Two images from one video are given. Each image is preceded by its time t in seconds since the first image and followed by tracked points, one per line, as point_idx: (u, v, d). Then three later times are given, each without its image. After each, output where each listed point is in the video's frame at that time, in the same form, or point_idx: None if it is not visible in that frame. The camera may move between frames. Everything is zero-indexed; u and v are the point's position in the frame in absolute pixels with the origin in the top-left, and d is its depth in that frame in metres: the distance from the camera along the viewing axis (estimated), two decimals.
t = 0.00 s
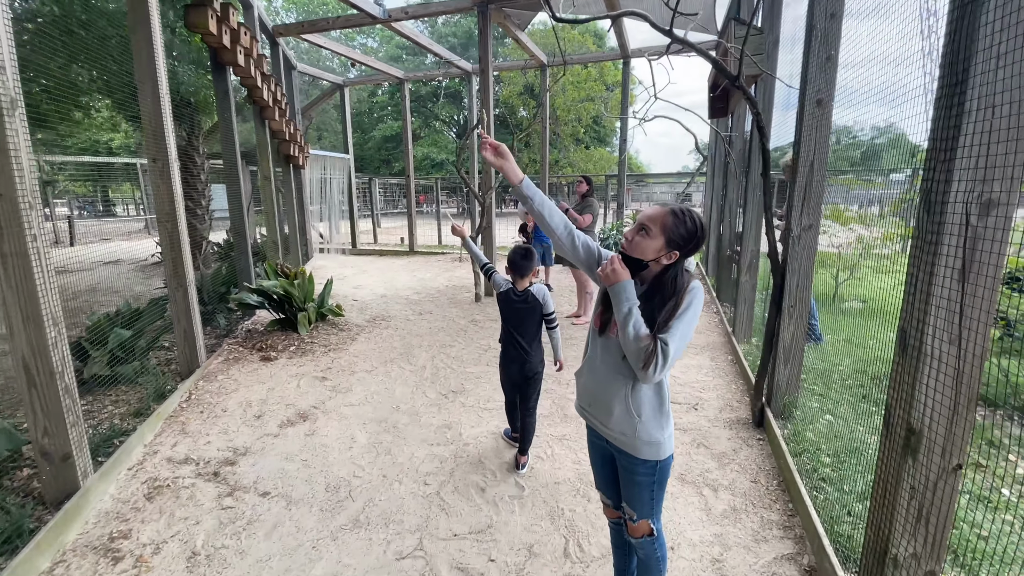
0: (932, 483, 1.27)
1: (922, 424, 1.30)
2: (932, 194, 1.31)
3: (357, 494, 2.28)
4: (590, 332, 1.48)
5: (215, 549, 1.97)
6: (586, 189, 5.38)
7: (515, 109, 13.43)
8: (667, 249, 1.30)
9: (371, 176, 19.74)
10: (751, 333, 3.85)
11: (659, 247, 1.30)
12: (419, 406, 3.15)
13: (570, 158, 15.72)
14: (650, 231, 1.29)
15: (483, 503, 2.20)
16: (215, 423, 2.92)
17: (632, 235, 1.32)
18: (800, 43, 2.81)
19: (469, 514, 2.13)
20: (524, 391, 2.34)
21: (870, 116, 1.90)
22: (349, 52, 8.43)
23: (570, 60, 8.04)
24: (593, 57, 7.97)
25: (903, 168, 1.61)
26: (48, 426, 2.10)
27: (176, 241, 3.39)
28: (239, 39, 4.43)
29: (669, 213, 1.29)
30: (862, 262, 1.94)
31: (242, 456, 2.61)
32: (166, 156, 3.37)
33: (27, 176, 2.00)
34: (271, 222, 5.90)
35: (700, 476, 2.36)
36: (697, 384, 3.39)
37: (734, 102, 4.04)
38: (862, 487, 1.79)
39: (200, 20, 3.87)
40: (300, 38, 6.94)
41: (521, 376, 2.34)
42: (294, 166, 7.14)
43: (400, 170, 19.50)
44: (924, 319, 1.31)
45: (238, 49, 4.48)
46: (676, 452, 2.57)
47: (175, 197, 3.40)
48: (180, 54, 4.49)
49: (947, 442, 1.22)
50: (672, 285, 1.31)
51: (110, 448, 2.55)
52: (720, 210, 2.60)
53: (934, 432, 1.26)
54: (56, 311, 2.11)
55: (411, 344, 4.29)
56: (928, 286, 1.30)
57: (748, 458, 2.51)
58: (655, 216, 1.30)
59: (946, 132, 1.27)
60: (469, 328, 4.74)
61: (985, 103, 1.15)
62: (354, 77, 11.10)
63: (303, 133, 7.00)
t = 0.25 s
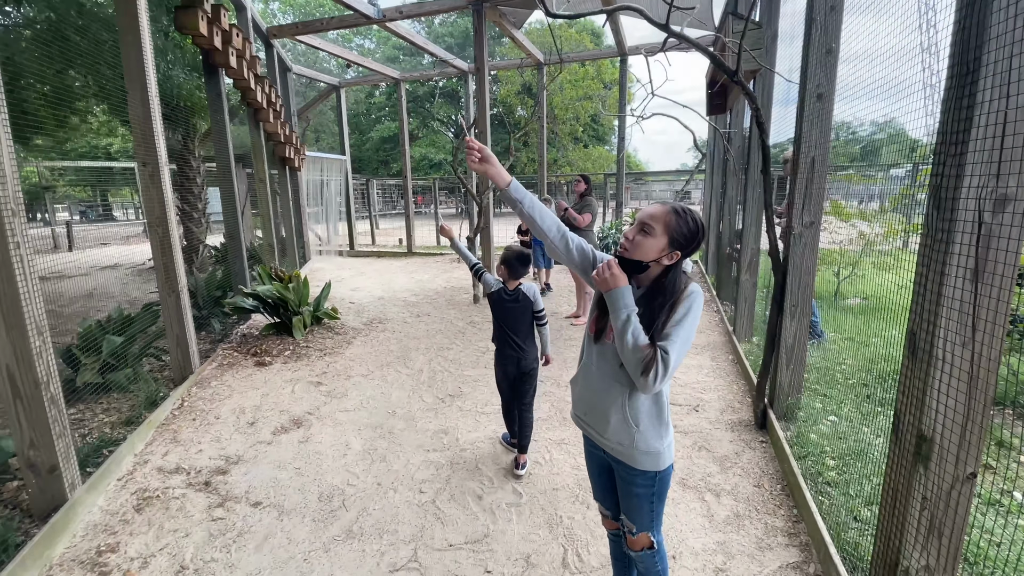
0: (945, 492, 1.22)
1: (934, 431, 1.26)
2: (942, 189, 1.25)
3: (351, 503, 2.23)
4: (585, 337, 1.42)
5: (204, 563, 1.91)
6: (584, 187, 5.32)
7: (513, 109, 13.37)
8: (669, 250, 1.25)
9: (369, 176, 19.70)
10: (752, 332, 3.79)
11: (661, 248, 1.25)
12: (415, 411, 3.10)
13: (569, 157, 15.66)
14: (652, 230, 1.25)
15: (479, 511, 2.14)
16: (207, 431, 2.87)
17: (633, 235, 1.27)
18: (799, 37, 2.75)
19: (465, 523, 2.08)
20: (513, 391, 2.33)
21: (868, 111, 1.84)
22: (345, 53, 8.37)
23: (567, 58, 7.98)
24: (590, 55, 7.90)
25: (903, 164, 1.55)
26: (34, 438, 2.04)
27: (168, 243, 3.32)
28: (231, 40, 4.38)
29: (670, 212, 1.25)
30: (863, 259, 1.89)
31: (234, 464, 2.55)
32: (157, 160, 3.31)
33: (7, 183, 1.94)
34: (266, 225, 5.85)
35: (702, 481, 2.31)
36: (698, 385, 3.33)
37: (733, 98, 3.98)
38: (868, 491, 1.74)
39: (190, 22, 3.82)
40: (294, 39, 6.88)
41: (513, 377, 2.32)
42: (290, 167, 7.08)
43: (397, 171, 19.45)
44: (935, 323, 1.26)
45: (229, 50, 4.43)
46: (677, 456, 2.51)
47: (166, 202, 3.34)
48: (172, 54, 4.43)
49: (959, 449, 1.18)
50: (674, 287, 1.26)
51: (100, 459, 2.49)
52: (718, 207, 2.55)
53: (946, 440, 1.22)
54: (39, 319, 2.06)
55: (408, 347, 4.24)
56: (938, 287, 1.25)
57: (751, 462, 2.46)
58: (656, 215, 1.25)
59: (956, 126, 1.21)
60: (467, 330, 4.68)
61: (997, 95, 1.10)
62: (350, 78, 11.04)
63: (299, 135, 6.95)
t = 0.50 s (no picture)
0: (950, 500, 1.19)
1: (940, 438, 1.22)
2: (947, 191, 1.21)
3: (349, 511, 2.20)
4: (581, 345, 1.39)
5: (199, 575, 1.89)
6: (585, 189, 5.28)
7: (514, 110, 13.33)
8: (674, 252, 1.24)
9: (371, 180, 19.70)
10: (755, 333, 3.75)
11: (665, 252, 1.23)
12: (415, 416, 3.07)
13: (570, 157, 15.61)
14: (656, 235, 1.22)
15: (478, 519, 2.11)
16: (205, 438, 2.85)
17: (636, 241, 1.24)
18: (798, 35, 2.72)
19: (465, 531, 2.05)
20: (505, 391, 2.39)
21: (870, 109, 1.80)
22: (344, 56, 8.36)
23: (566, 58, 7.95)
24: (589, 55, 7.87)
25: (904, 162, 1.53)
26: (25, 450, 2.03)
27: (164, 249, 3.30)
28: (227, 44, 4.36)
29: (671, 213, 1.23)
30: (865, 258, 1.86)
31: (231, 472, 2.53)
32: (152, 165, 3.29)
33: None
34: (266, 229, 5.83)
35: (705, 486, 2.28)
36: (701, 388, 3.30)
37: (733, 97, 3.95)
38: (873, 496, 1.70)
39: (186, 26, 3.80)
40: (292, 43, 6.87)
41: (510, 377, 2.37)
42: (290, 171, 7.08)
43: (399, 174, 19.45)
44: (940, 326, 1.23)
45: (226, 54, 4.40)
46: (679, 460, 2.48)
47: (163, 207, 3.32)
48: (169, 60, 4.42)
49: (966, 458, 1.15)
50: (676, 291, 1.24)
51: (94, 469, 2.48)
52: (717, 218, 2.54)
53: (952, 447, 1.18)
54: (27, 330, 2.04)
55: (408, 351, 4.21)
56: (944, 290, 1.22)
57: (755, 466, 2.43)
58: (658, 219, 1.22)
59: (960, 125, 1.18)
60: (468, 333, 4.65)
61: (1001, 92, 1.06)
62: (350, 81, 11.04)
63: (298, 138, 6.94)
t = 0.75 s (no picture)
0: (945, 502, 1.18)
1: (935, 439, 1.21)
2: (941, 190, 1.20)
3: (345, 515, 2.19)
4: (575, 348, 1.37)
5: None
6: (584, 189, 5.25)
7: (513, 110, 13.32)
8: (669, 252, 1.24)
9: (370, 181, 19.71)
10: (754, 332, 3.74)
11: (661, 253, 1.22)
12: (412, 418, 3.06)
13: (569, 158, 15.61)
14: (653, 237, 1.21)
15: (475, 522, 2.10)
16: (201, 442, 2.84)
17: (633, 244, 1.22)
18: (793, 34, 2.73)
19: (461, 535, 2.04)
20: (493, 386, 2.39)
21: (869, 106, 1.79)
22: (342, 58, 8.35)
23: (564, 59, 7.94)
24: (588, 55, 7.86)
25: (905, 160, 1.49)
26: (17, 456, 2.02)
27: (160, 253, 3.32)
28: (223, 47, 4.36)
29: (664, 214, 1.22)
30: (865, 256, 1.84)
31: (228, 476, 2.52)
32: (148, 168, 3.29)
33: None
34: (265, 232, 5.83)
35: (703, 488, 2.27)
36: (700, 388, 3.29)
37: (729, 96, 3.94)
38: (871, 497, 1.69)
39: (181, 29, 3.80)
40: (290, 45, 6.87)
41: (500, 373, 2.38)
42: (288, 174, 7.07)
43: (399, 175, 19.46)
44: (935, 326, 1.21)
45: (223, 57, 4.39)
46: (678, 462, 2.47)
47: (158, 210, 3.31)
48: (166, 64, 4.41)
49: (960, 459, 1.14)
50: (671, 291, 1.24)
51: (90, 474, 2.48)
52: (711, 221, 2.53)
53: (947, 448, 1.17)
54: (19, 335, 2.04)
55: (406, 352, 4.20)
56: (938, 290, 1.20)
57: (753, 467, 2.41)
58: (652, 220, 1.21)
59: (952, 123, 1.17)
60: (467, 335, 4.64)
61: (994, 91, 1.05)
62: (349, 83, 11.04)
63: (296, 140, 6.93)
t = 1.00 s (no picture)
0: (937, 503, 1.18)
1: (927, 439, 1.21)
2: (930, 189, 1.20)
3: (340, 518, 2.19)
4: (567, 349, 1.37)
5: None
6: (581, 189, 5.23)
7: (511, 110, 13.31)
8: (658, 252, 1.24)
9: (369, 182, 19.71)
10: (751, 332, 3.73)
11: (650, 254, 1.22)
12: (409, 419, 3.06)
13: (568, 157, 15.61)
14: (641, 238, 1.20)
15: (469, 524, 2.10)
16: (197, 445, 2.84)
17: (621, 246, 1.21)
18: (787, 33, 2.73)
19: (456, 537, 2.03)
20: (478, 381, 2.42)
21: (868, 104, 1.77)
22: (339, 58, 8.35)
23: (562, 59, 7.93)
24: (585, 55, 7.85)
25: (904, 157, 1.47)
26: (12, 458, 2.02)
27: (156, 256, 3.31)
28: (219, 48, 4.36)
29: (651, 214, 1.22)
30: (862, 254, 1.83)
31: (223, 479, 2.52)
32: (142, 171, 3.28)
33: None
34: (262, 234, 5.83)
35: (699, 488, 2.26)
36: (697, 388, 3.28)
37: (726, 95, 3.93)
38: (866, 496, 1.69)
39: (175, 30, 3.79)
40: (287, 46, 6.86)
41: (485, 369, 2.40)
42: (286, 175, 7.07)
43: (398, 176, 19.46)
44: (926, 326, 1.21)
45: (218, 58, 4.39)
46: (673, 462, 2.46)
47: (153, 212, 3.30)
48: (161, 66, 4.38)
49: (951, 459, 1.13)
50: (661, 290, 1.23)
51: (85, 476, 2.47)
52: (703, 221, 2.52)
53: (939, 448, 1.17)
54: (12, 338, 2.04)
55: (403, 354, 4.20)
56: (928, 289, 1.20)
57: (749, 467, 2.41)
58: (640, 221, 1.21)
59: (942, 122, 1.16)
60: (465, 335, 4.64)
61: (983, 89, 1.05)
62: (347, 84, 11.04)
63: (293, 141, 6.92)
